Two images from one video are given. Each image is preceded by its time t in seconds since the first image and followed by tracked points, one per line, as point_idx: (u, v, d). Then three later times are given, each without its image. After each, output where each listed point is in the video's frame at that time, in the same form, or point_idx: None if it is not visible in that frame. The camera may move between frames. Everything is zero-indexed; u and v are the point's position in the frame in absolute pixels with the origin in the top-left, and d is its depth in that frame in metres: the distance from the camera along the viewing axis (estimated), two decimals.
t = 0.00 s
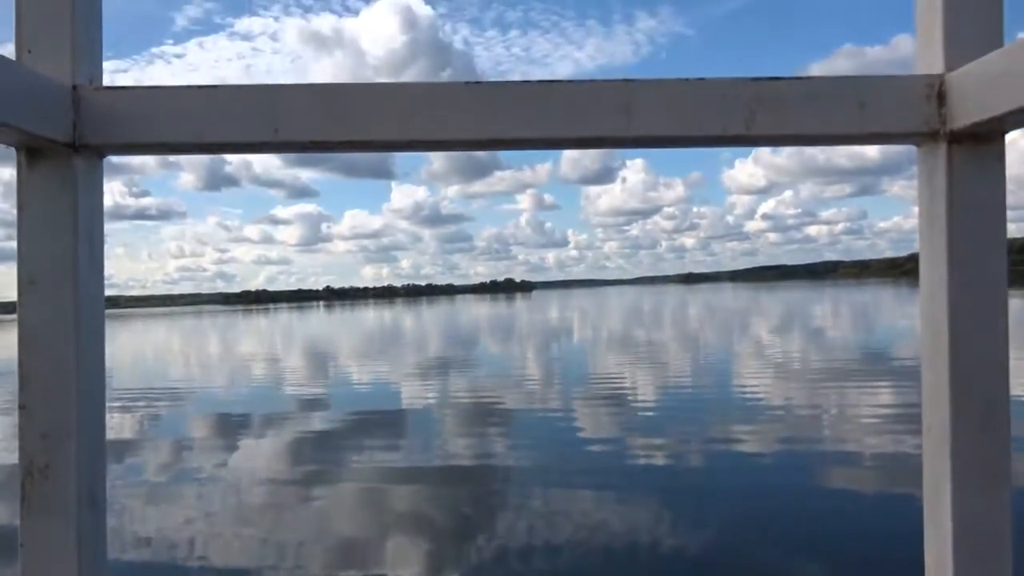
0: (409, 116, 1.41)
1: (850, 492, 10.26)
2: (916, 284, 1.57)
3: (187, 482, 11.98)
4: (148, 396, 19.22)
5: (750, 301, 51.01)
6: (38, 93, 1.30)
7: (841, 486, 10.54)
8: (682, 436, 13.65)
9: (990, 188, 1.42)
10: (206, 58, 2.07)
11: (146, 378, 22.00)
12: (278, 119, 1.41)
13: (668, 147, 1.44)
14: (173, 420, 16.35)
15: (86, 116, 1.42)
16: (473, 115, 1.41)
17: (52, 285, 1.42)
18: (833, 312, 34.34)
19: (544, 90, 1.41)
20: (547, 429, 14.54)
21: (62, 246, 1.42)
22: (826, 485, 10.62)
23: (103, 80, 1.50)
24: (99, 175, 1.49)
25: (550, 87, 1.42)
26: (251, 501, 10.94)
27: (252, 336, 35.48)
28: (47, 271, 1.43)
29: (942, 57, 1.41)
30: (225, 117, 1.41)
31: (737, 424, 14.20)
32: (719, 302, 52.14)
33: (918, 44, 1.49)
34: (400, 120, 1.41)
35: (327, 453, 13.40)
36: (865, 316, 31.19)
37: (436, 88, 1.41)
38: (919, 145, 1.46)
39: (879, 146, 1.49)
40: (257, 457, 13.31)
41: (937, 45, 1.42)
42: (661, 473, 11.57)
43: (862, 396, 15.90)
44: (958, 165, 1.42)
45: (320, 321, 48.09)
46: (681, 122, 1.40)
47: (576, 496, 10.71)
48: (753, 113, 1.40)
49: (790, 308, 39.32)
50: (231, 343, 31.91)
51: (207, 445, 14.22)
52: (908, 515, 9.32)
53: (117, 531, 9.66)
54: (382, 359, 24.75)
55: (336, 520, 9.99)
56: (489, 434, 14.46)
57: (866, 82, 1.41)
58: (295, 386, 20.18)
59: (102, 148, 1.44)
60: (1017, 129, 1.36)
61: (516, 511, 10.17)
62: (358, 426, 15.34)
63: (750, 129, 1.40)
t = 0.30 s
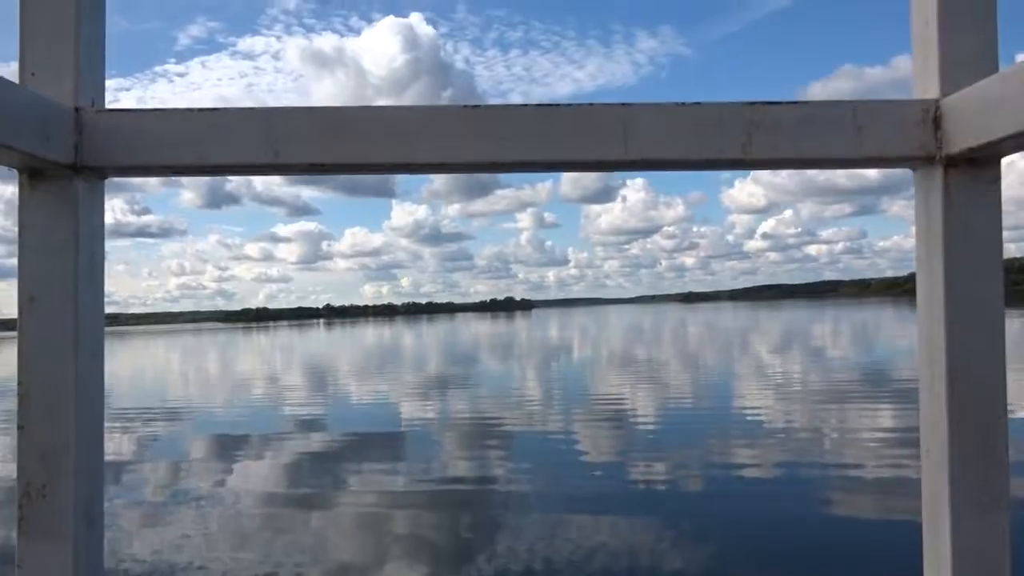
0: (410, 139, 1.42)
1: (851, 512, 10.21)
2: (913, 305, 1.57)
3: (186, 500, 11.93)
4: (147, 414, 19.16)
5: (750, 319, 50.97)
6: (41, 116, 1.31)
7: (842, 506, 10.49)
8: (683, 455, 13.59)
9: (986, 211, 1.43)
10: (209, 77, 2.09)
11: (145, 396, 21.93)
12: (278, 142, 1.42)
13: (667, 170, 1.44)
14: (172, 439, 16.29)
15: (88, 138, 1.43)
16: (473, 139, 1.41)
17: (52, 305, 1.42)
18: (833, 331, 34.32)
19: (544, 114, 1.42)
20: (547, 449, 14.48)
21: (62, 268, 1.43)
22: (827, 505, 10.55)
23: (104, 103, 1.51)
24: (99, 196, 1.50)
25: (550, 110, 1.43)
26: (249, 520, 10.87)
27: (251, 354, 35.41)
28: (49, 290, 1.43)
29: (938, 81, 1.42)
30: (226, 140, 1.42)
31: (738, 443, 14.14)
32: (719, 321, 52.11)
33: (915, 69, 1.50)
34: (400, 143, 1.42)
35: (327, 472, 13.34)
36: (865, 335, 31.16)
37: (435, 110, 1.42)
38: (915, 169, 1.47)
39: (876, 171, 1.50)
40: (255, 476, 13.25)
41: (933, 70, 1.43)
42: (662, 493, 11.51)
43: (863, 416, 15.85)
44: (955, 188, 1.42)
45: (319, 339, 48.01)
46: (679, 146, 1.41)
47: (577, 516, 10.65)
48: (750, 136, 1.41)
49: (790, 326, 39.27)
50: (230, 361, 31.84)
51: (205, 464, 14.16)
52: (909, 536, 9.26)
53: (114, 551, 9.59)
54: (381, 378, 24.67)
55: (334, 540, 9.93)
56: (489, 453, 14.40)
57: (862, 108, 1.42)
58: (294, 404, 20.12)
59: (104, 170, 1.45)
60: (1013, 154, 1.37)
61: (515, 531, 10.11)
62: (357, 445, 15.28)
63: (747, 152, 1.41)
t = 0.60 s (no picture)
0: (410, 158, 1.42)
1: (849, 530, 10.18)
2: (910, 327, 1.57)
3: (181, 511, 11.87)
4: (143, 423, 19.09)
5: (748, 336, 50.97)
6: (42, 132, 1.31)
7: (840, 524, 10.46)
8: (680, 471, 13.57)
9: (984, 236, 1.43)
10: (211, 88, 2.07)
11: (141, 406, 21.87)
12: (279, 159, 1.42)
13: (666, 192, 1.45)
14: (168, 449, 16.23)
15: (89, 153, 1.43)
16: (473, 158, 1.42)
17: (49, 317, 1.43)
18: (831, 349, 34.34)
19: (543, 134, 1.43)
20: (544, 463, 14.44)
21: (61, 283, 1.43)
22: (824, 523, 10.50)
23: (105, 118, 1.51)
24: (98, 210, 1.50)
25: (550, 130, 1.43)
26: (244, 531, 10.82)
27: (248, 365, 35.32)
28: (46, 305, 1.43)
29: (937, 105, 1.42)
30: (226, 157, 1.42)
31: (736, 460, 14.12)
32: (717, 337, 52.10)
33: (913, 93, 1.51)
34: (399, 162, 1.42)
35: (322, 484, 13.28)
36: (863, 353, 31.16)
37: (433, 129, 1.42)
38: (914, 192, 1.47)
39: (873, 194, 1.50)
40: (251, 487, 13.19)
41: (930, 94, 1.44)
42: (659, 508, 11.48)
43: (861, 434, 15.83)
44: (952, 212, 1.43)
45: (316, 351, 47.90)
46: (678, 168, 1.41)
47: (574, 530, 10.61)
48: (749, 159, 1.41)
49: (787, 343, 39.27)
50: (227, 372, 31.77)
51: (201, 474, 14.10)
52: (908, 554, 9.23)
53: (108, 560, 9.54)
54: (378, 390, 24.64)
55: (330, 552, 9.88)
56: (486, 466, 14.36)
57: (859, 131, 1.43)
58: (292, 415, 20.08)
59: (102, 185, 1.45)
60: (1011, 179, 1.37)
61: (512, 545, 10.07)
62: (354, 457, 15.24)
63: (746, 174, 1.41)
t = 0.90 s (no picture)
0: (406, 186, 1.43)
1: (846, 548, 10.16)
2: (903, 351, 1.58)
3: (174, 527, 11.76)
4: (137, 438, 19.02)
5: (744, 354, 50.99)
6: (43, 157, 1.33)
7: (836, 542, 10.44)
8: (676, 489, 13.55)
9: (975, 263, 1.44)
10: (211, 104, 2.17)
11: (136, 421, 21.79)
12: (274, 185, 1.43)
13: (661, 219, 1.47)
14: (162, 464, 16.13)
15: (88, 178, 1.44)
16: (468, 185, 1.43)
17: (47, 342, 1.43)
18: (827, 368, 34.38)
19: (540, 161, 1.45)
20: (540, 480, 14.42)
21: (58, 307, 1.43)
22: (822, 543, 10.45)
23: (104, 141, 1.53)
24: (97, 232, 1.51)
25: (547, 157, 1.45)
26: (238, 547, 10.77)
27: (244, 381, 35.24)
28: (44, 328, 1.43)
29: (928, 138, 1.46)
30: (222, 181, 1.44)
31: (732, 478, 14.10)
32: (713, 355, 52.10)
33: (906, 124, 1.54)
34: (398, 187, 1.44)
35: (317, 501, 13.21)
36: (859, 372, 31.20)
37: (432, 156, 1.44)
38: (906, 222, 1.49)
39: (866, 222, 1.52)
40: (246, 503, 13.15)
41: (924, 126, 1.48)
42: (655, 526, 11.46)
43: (857, 453, 15.83)
44: (944, 239, 1.44)
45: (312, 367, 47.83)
46: (672, 196, 1.44)
47: (570, 548, 10.58)
48: (744, 188, 1.44)
49: (784, 362, 39.31)
50: (223, 387, 31.70)
51: (195, 489, 14.05)
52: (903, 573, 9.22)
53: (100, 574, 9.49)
54: (374, 406, 24.59)
55: (324, 568, 9.84)
56: (481, 484, 14.33)
57: (852, 161, 1.46)
58: (287, 431, 20.03)
59: (101, 209, 1.46)
60: (1001, 208, 1.40)
61: (507, 562, 10.04)
62: (349, 473, 15.18)
63: (740, 204, 1.44)
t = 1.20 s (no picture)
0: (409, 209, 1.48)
1: (845, 565, 10.10)
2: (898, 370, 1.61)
3: (168, 544, 11.68)
4: (133, 454, 18.91)
5: (743, 370, 50.82)
6: (46, 180, 1.37)
7: (836, 560, 10.37)
8: (675, 506, 13.49)
9: (970, 286, 1.46)
10: (209, 118, 2.22)
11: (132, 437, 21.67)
12: (277, 208, 1.49)
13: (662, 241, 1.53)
14: (157, 481, 16.03)
15: (87, 200, 1.49)
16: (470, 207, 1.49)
17: (45, 366, 1.46)
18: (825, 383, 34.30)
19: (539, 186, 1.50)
20: (538, 497, 14.34)
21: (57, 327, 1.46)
22: (820, 561, 10.37)
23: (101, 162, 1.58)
24: (96, 252, 1.54)
25: (546, 181, 1.51)
26: (233, 565, 10.69)
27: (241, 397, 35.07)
28: (40, 353, 1.46)
29: (922, 161, 1.49)
30: (228, 204, 1.49)
31: (732, 495, 14.04)
32: (712, 371, 51.94)
33: (901, 142, 1.58)
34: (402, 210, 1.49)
35: (314, 518, 13.11)
36: (857, 387, 31.11)
37: (435, 179, 1.49)
38: (902, 243, 1.52)
39: (858, 244, 1.57)
40: (242, 520, 13.05)
41: (917, 150, 1.51)
42: (653, 543, 11.39)
43: (856, 469, 15.77)
44: (940, 261, 1.46)
45: (309, 382, 47.61)
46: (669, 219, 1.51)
47: (568, 567, 10.49)
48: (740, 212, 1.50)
49: (783, 377, 39.17)
50: (220, 404, 31.54)
51: (191, 506, 13.96)
52: None
53: None
54: (371, 422, 24.47)
55: None
56: (479, 501, 14.25)
57: (845, 185, 1.51)
58: (284, 448, 19.91)
59: (101, 232, 1.51)
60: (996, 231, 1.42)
61: None
62: (346, 490, 15.10)
63: (736, 225, 1.51)
